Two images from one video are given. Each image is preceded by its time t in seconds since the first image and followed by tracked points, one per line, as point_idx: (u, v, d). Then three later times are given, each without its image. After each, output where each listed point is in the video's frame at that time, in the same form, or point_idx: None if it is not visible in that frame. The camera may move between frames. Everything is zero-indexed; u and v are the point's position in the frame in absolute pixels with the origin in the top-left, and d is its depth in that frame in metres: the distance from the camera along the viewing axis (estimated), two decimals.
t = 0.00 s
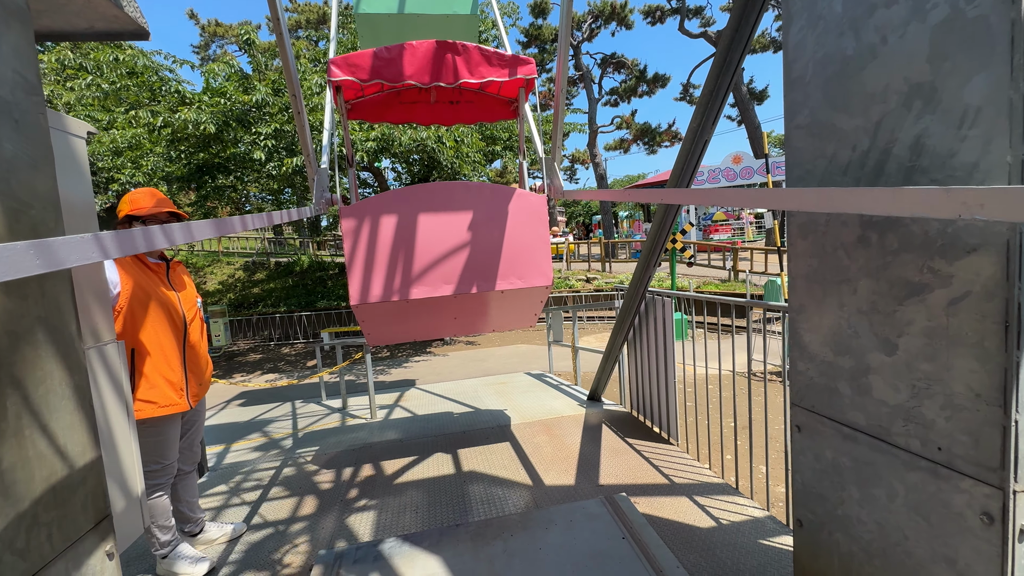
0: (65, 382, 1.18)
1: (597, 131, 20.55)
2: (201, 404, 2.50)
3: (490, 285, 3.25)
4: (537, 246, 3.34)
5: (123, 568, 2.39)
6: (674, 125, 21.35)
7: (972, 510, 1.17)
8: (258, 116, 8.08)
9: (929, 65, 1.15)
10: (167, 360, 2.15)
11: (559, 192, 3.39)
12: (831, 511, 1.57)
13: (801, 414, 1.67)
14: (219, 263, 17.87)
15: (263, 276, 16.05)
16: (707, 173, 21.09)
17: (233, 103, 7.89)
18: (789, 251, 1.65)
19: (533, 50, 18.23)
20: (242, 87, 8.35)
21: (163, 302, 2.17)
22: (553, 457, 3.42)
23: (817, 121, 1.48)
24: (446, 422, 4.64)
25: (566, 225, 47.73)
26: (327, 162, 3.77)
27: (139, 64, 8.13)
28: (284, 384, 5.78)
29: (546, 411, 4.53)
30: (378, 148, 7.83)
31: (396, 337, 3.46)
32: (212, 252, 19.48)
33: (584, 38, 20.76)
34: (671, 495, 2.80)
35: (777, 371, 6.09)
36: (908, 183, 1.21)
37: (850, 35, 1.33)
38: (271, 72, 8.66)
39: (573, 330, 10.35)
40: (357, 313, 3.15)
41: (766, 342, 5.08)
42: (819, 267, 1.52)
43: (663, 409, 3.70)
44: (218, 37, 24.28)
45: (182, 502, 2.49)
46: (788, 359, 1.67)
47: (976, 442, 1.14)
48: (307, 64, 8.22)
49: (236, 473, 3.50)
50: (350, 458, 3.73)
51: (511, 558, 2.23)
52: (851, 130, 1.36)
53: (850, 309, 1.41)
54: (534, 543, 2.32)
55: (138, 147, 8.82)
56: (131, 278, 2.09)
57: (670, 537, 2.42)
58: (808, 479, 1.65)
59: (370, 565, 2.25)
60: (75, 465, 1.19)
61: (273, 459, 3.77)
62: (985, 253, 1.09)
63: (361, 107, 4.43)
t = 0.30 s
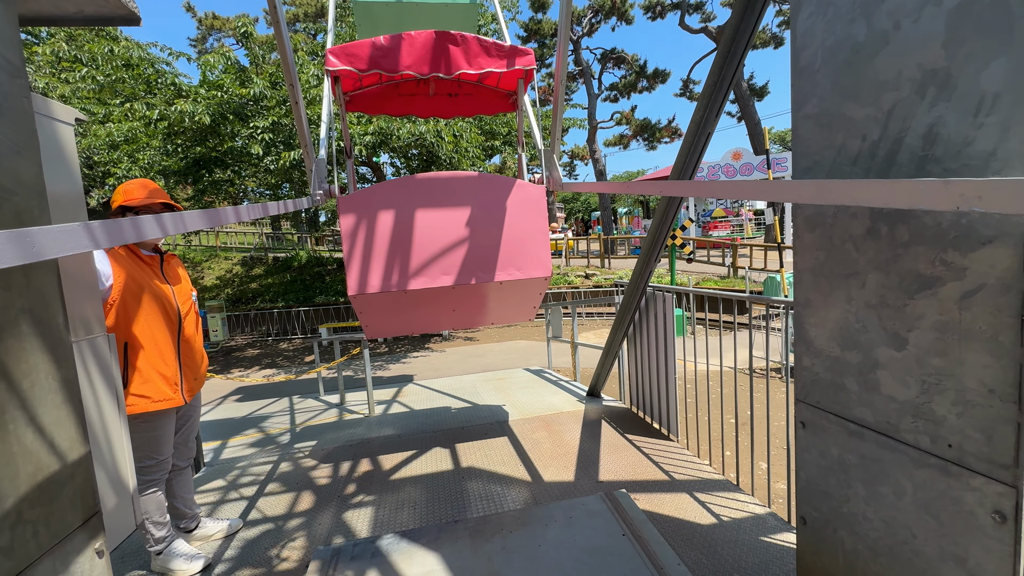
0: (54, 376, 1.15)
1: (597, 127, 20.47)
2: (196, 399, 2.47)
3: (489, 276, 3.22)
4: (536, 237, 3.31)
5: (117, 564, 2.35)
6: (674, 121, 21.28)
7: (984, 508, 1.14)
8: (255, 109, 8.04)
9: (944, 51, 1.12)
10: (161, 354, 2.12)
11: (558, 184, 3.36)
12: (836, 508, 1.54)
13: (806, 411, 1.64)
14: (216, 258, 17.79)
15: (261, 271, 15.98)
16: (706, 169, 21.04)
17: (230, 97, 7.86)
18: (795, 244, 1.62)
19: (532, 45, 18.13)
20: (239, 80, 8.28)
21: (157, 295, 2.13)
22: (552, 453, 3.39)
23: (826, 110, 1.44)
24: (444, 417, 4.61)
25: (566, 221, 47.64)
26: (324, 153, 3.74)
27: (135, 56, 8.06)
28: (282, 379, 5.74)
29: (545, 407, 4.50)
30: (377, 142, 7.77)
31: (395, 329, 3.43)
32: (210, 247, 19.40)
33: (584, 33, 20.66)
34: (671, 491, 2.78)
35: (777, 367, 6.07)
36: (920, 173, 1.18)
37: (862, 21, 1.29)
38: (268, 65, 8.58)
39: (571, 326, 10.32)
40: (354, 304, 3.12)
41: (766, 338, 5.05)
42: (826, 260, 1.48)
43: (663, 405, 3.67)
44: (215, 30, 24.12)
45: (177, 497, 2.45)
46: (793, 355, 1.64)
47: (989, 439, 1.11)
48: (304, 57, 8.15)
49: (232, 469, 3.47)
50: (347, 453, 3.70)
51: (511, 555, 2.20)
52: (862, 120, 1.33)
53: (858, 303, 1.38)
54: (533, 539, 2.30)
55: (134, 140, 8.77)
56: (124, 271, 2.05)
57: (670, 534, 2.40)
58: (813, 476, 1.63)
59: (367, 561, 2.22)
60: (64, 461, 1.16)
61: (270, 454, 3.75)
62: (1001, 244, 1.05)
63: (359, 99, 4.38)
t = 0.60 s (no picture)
0: (35, 371, 1.10)
1: (597, 125, 20.41)
2: (191, 396, 2.42)
3: (489, 267, 3.16)
4: (536, 228, 3.25)
5: (110, 563, 2.30)
6: (674, 119, 21.21)
7: (1004, 511, 1.10)
8: (253, 105, 7.97)
9: (968, 34, 1.07)
10: (154, 350, 2.06)
11: (558, 176, 3.32)
12: (846, 510, 1.50)
13: (815, 410, 1.59)
14: (214, 255, 17.71)
15: (259, 268, 15.92)
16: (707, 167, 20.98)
17: (228, 92, 7.77)
18: (804, 238, 1.58)
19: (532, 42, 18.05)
20: (237, 75, 8.22)
21: (149, 289, 2.08)
22: (552, 452, 3.35)
23: (839, 99, 1.40)
24: (443, 415, 4.57)
25: (565, 219, 47.58)
26: (323, 145, 3.71)
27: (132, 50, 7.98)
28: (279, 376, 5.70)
29: (545, 405, 4.46)
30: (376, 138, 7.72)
31: (394, 322, 3.40)
32: (208, 244, 19.31)
33: (584, 30, 20.58)
34: (673, 491, 2.74)
35: (778, 366, 6.03)
36: (940, 163, 1.14)
37: (879, 6, 1.25)
38: (267, 60, 8.51)
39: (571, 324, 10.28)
40: (352, 296, 3.07)
41: (768, 337, 5.02)
42: (838, 254, 1.44)
43: (665, 403, 3.64)
44: (214, 26, 23.99)
45: (171, 496, 2.41)
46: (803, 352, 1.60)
47: (1010, 439, 1.07)
48: (303, 51, 8.08)
49: (228, 467, 3.42)
50: (344, 451, 3.66)
51: (511, 556, 2.16)
52: (877, 108, 1.29)
53: (872, 298, 1.34)
54: (533, 539, 2.26)
55: (132, 136, 8.71)
56: (115, 264, 1.99)
57: (673, 534, 2.35)
58: (822, 477, 1.58)
59: (365, 562, 2.17)
60: (46, 461, 1.11)
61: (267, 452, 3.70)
62: None
63: (358, 93, 4.33)
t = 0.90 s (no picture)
0: (17, 369, 1.06)
1: (598, 124, 20.36)
2: (186, 394, 2.37)
3: (489, 261, 3.12)
4: (536, 222, 3.21)
5: (102, 564, 2.25)
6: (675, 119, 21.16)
7: None
8: (252, 101, 7.92)
9: (992, 22, 1.03)
10: (148, 347, 2.02)
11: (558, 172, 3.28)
12: (856, 515, 1.46)
13: (824, 410, 1.55)
14: (213, 253, 17.65)
15: (258, 266, 15.86)
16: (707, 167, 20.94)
17: (227, 88, 7.72)
18: (815, 234, 1.53)
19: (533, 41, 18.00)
20: (236, 71, 8.17)
21: (142, 285, 2.03)
22: (553, 453, 3.31)
23: (853, 91, 1.35)
24: (442, 414, 4.52)
25: (565, 219, 47.53)
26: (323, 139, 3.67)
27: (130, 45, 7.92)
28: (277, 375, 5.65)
29: (545, 405, 4.42)
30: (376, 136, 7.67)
31: (394, 317, 3.36)
32: (207, 242, 19.25)
33: (585, 29, 20.52)
34: (676, 492, 2.70)
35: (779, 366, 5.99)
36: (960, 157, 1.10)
37: None
38: (266, 57, 8.46)
39: (571, 323, 10.23)
40: (351, 289, 3.04)
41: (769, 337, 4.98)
42: (850, 251, 1.40)
43: (667, 403, 3.59)
44: (214, 23, 23.93)
45: (166, 497, 2.36)
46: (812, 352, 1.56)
47: None
48: (302, 48, 8.03)
49: (224, 467, 3.37)
50: (342, 451, 3.61)
51: (511, 558, 2.12)
52: (893, 100, 1.25)
53: (886, 297, 1.30)
54: (534, 542, 2.21)
55: (130, 132, 8.65)
56: (107, 260, 1.94)
57: (676, 537, 2.31)
58: (831, 480, 1.54)
59: (362, 564, 2.13)
60: (29, 463, 1.07)
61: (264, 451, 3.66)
62: None
63: (358, 87, 4.29)
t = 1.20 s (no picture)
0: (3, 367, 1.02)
1: (598, 124, 20.33)
2: (181, 394, 2.33)
3: (487, 258, 3.09)
4: (536, 219, 3.17)
5: (94, 568, 2.21)
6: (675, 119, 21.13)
7: None
8: (252, 99, 7.89)
9: (1013, 11, 0.99)
10: (141, 347, 1.98)
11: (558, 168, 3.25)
12: (867, 520, 1.42)
13: (834, 414, 1.51)
14: (212, 251, 17.60)
15: (258, 265, 15.81)
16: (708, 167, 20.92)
17: (226, 86, 7.68)
18: (824, 233, 1.50)
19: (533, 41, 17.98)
20: (236, 69, 8.14)
21: (137, 283, 2.00)
22: (554, 454, 3.26)
23: (865, 85, 1.32)
24: (442, 414, 4.48)
25: (565, 219, 47.47)
26: (322, 134, 3.65)
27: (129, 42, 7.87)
28: (275, 375, 5.61)
29: (546, 405, 4.38)
30: (376, 134, 7.64)
31: (392, 314, 3.32)
32: (206, 241, 19.22)
33: (585, 29, 20.49)
34: (678, 495, 2.66)
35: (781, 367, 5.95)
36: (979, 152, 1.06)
37: None
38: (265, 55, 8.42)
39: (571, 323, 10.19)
40: (350, 286, 3.00)
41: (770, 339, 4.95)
42: (861, 250, 1.36)
43: (669, 404, 3.56)
44: (214, 21, 23.90)
45: (160, 498, 2.32)
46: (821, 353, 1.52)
47: None
48: (302, 46, 8.00)
49: (220, 467, 3.33)
50: (340, 452, 3.56)
51: (511, 562, 2.08)
52: (908, 94, 1.21)
53: (899, 297, 1.26)
54: (534, 546, 2.17)
55: (129, 130, 8.61)
56: (100, 258, 1.90)
57: (679, 541, 2.27)
58: (840, 485, 1.50)
59: (360, 567, 2.09)
60: (14, 466, 1.03)
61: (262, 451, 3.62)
62: None
63: (358, 82, 4.25)
